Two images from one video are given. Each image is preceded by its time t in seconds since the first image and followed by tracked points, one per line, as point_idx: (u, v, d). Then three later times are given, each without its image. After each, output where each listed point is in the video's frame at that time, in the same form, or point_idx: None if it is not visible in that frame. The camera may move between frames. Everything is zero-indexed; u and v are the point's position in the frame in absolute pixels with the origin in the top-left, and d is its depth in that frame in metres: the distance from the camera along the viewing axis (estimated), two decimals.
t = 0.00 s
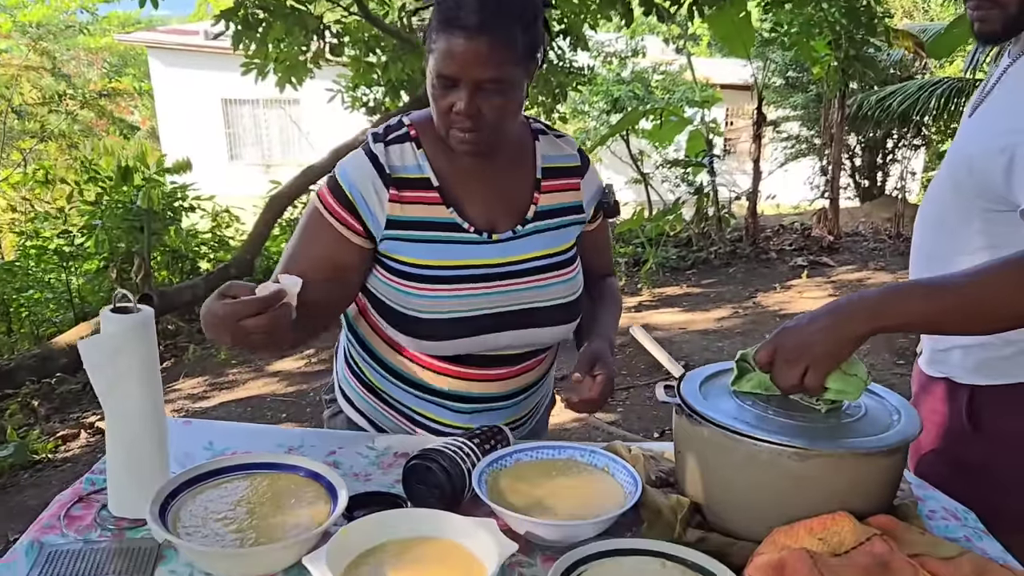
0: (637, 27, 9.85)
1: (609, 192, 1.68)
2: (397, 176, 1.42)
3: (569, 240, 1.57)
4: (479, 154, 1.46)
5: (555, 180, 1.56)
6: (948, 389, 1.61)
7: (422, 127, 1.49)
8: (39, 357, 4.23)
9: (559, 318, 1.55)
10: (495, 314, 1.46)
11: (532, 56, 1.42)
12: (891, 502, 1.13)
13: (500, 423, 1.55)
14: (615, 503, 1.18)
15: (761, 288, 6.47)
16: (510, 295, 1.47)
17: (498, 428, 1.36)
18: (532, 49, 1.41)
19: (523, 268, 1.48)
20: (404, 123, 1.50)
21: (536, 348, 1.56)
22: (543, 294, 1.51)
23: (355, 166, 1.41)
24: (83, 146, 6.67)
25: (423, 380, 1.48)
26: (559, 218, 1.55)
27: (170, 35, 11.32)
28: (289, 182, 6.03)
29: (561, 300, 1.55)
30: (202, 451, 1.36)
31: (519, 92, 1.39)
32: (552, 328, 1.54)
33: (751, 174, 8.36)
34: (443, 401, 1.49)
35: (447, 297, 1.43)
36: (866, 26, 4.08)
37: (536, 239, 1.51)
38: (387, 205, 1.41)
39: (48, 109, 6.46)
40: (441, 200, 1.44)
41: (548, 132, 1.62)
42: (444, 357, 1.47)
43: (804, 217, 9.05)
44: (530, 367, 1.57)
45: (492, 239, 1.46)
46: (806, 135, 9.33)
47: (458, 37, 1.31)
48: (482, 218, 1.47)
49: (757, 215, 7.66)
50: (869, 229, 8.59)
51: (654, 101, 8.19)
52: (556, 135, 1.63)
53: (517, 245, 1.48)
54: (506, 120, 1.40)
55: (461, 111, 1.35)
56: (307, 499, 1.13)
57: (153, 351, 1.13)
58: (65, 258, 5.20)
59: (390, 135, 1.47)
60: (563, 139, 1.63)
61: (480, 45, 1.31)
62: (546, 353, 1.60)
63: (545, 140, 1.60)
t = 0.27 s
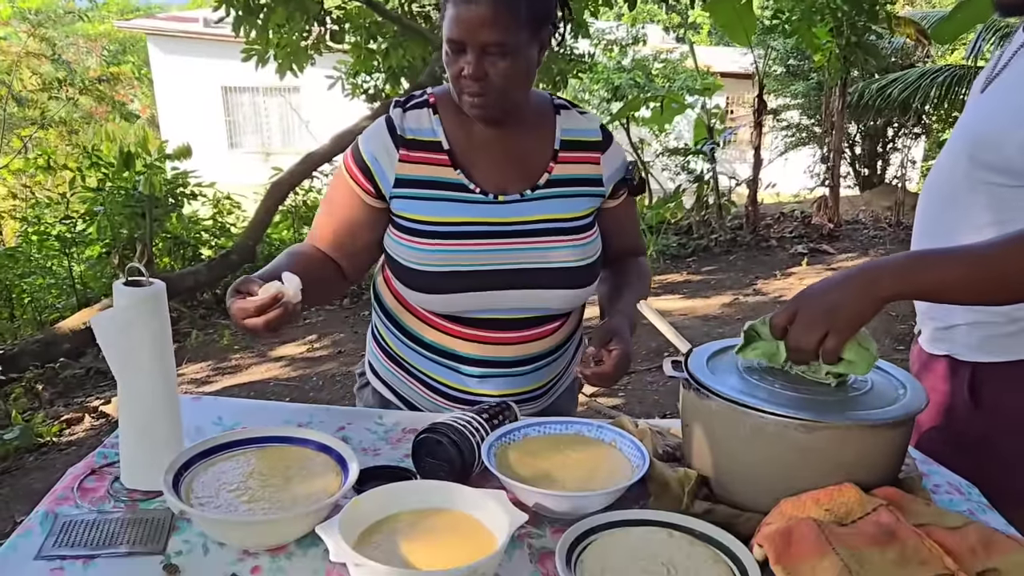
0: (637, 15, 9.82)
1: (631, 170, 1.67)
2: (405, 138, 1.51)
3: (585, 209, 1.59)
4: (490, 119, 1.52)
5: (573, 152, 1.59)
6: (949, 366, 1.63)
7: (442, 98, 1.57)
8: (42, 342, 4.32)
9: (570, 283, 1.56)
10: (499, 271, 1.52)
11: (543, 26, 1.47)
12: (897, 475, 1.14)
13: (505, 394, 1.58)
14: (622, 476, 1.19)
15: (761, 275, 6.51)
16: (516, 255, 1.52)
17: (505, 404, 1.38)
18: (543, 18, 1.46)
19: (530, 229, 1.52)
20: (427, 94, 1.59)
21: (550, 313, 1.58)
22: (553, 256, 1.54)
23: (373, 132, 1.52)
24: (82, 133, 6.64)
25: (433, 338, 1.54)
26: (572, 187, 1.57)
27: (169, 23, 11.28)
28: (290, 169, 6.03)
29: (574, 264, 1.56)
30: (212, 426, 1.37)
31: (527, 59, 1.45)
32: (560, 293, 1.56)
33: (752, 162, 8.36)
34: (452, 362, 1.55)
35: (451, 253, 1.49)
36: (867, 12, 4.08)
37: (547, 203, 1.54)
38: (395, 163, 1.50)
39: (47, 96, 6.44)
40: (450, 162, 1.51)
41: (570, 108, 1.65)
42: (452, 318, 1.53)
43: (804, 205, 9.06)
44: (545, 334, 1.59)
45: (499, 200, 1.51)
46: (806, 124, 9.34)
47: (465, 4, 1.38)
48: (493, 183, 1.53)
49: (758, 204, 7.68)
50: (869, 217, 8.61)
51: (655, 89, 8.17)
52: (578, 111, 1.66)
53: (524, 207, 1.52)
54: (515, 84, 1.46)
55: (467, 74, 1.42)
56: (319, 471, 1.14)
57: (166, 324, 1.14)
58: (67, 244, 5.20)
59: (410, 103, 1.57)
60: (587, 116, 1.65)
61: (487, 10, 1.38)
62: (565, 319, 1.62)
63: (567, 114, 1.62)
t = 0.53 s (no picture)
0: (636, 8, 9.81)
1: (637, 166, 1.65)
2: (412, 126, 1.55)
3: (586, 201, 1.57)
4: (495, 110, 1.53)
5: (577, 146, 1.58)
6: (948, 359, 1.63)
7: (452, 90, 1.59)
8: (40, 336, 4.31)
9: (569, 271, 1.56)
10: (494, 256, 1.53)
11: (548, 17, 1.48)
12: (891, 466, 1.15)
13: (505, 381, 1.59)
14: (620, 466, 1.20)
15: (759, 269, 6.56)
16: (512, 240, 1.53)
17: (503, 396, 1.39)
18: (547, 9, 1.47)
19: (526, 216, 1.53)
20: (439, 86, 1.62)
21: (548, 301, 1.58)
22: (548, 244, 1.54)
23: (384, 123, 1.56)
24: (79, 126, 6.63)
25: (431, 323, 1.57)
26: (572, 177, 1.56)
27: (166, 16, 11.24)
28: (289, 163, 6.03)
29: (572, 252, 1.56)
30: (212, 418, 1.38)
31: (530, 49, 1.46)
32: (555, 280, 1.56)
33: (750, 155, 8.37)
34: (450, 348, 1.57)
35: (446, 236, 1.52)
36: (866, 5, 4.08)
37: (546, 192, 1.54)
38: (402, 149, 1.54)
39: (44, 89, 6.41)
40: (454, 150, 1.53)
41: (575, 104, 1.62)
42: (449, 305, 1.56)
43: (802, 199, 9.09)
44: (543, 322, 1.59)
45: (497, 186, 1.52)
46: (804, 117, 9.36)
47: None
48: (495, 172, 1.54)
49: (757, 197, 7.68)
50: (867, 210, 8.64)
51: (653, 82, 8.17)
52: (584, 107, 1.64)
53: (522, 194, 1.53)
54: (517, 74, 1.46)
55: (470, 64, 1.43)
56: (319, 461, 1.15)
57: (166, 316, 1.15)
58: (64, 238, 5.20)
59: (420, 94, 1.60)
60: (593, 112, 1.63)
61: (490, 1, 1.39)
62: (565, 308, 1.62)
63: (573, 110, 1.60)
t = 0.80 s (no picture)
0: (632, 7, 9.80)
1: (608, 160, 1.67)
2: (381, 138, 1.53)
3: (559, 199, 1.58)
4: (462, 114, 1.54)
5: (546, 146, 1.59)
6: (959, 367, 1.62)
7: (416, 100, 1.60)
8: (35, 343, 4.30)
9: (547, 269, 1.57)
10: (473, 261, 1.53)
11: (505, 19, 1.50)
12: (883, 474, 1.15)
13: (489, 389, 1.58)
14: (613, 476, 1.20)
15: (755, 269, 6.59)
16: (490, 242, 1.53)
17: (495, 406, 1.39)
18: (504, 11, 1.49)
19: (502, 218, 1.53)
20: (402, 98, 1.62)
21: (527, 302, 1.58)
22: (526, 244, 1.55)
23: (349, 137, 1.55)
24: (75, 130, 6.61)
25: (410, 330, 1.56)
26: (543, 178, 1.57)
27: (160, 17, 11.21)
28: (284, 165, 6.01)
29: (549, 251, 1.57)
30: (205, 430, 1.38)
31: (493, 50, 1.48)
32: (533, 280, 1.56)
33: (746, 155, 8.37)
34: (432, 355, 1.56)
35: (421, 243, 1.50)
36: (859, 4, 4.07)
37: (519, 194, 1.55)
38: (372, 162, 1.52)
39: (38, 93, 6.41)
40: (424, 158, 1.53)
41: (541, 105, 1.65)
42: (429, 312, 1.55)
43: (798, 197, 9.10)
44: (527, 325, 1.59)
45: (470, 190, 1.53)
46: (800, 115, 9.37)
47: None
48: (466, 176, 1.55)
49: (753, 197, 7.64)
50: (863, 209, 8.65)
51: (649, 81, 8.15)
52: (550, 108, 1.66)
53: (494, 198, 1.53)
54: (481, 75, 1.48)
55: (430, 66, 1.44)
56: (311, 474, 1.15)
57: (157, 330, 1.15)
58: (60, 244, 5.22)
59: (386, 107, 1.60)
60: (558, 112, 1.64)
61: (446, 3, 1.41)
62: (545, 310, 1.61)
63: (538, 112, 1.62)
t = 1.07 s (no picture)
0: (626, 12, 9.82)
1: (541, 164, 1.60)
2: (313, 168, 1.56)
3: (489, 215, 1.56)
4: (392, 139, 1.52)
5: (475, 159, 1.56)
6: (987, 385, 1.61)
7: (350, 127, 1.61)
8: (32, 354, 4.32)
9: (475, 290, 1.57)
10: (405, 286, 1.55)
11: (429, 36, 1.48)
12: (872, 493, 1.17)
13: (432, 410, 1.59)
14: (605, 497, 1.22)
15: (751, 273, 6.62)
16: (421, 266, 1.55)
17: (490, 426, 1.41)
18: (426, 28, 1.47)
19: (429, 242, 1.54)
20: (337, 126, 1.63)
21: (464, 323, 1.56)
22: (458, 265, 1.56)
23: (285, 173, 1.59)
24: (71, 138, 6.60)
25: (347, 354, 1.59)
26: (472, 195, 1.55)
27: (155, 24, 11.22)
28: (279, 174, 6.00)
29: (481, 269, 1.57)
30: (202, 452, 1.40)
31: (418, 72, 1.46)
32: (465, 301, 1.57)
33: (742, 159, 8.38)
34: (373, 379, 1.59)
35: (350, 273, 1.54)
36: (851, 10, 4.07)
37: (445, 214, 1.54)
38: (303, 192, 1.56)
39: (33, 101, 6.41)
40: (354, 186, 1.54)
41: (474, 119, 1.62)
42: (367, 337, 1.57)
43: (793, 201, 9.14)
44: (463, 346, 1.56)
45: (398, 217, 1.53)
46: (795, 119, 9.40)
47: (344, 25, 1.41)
48: (396, 202, 1.54)
49: (748, 201, 7.65)
50: (858, 212, 8.67)
51: (644, 86, 8.16)
52: (483, 120, 1.62)
53: (418, 222, 1.53)
54: (408, 97, 1.47)
55: (354, 92, 1.43)
56: (307, 497, 1.17)
57: (154, 355, 1.16)
58: (55, 253, 5.23)
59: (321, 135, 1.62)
60: (490, 123, 1.62)
61: (365, 27, 1.40)
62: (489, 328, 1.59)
63: (469, 125, 1.59)
